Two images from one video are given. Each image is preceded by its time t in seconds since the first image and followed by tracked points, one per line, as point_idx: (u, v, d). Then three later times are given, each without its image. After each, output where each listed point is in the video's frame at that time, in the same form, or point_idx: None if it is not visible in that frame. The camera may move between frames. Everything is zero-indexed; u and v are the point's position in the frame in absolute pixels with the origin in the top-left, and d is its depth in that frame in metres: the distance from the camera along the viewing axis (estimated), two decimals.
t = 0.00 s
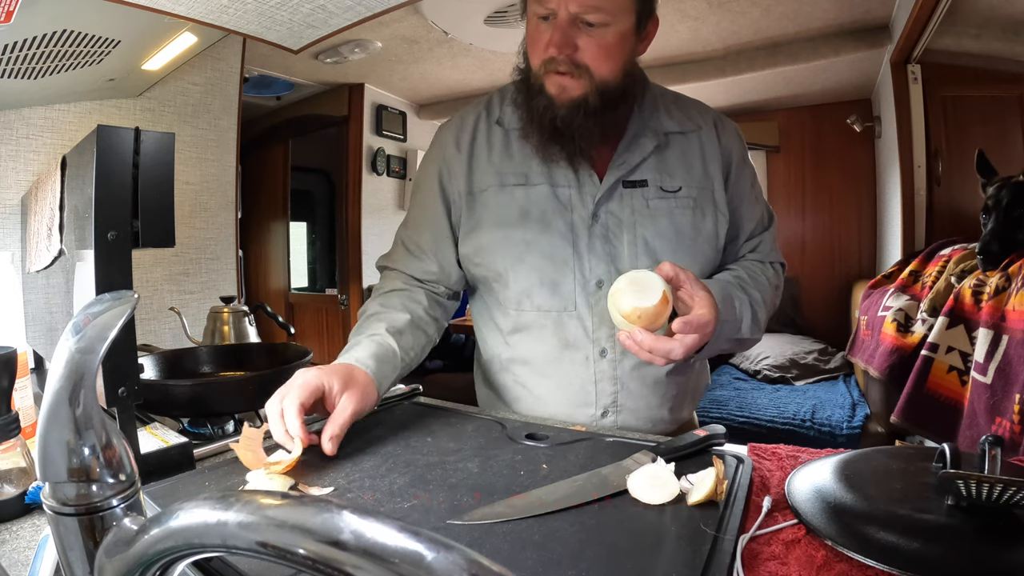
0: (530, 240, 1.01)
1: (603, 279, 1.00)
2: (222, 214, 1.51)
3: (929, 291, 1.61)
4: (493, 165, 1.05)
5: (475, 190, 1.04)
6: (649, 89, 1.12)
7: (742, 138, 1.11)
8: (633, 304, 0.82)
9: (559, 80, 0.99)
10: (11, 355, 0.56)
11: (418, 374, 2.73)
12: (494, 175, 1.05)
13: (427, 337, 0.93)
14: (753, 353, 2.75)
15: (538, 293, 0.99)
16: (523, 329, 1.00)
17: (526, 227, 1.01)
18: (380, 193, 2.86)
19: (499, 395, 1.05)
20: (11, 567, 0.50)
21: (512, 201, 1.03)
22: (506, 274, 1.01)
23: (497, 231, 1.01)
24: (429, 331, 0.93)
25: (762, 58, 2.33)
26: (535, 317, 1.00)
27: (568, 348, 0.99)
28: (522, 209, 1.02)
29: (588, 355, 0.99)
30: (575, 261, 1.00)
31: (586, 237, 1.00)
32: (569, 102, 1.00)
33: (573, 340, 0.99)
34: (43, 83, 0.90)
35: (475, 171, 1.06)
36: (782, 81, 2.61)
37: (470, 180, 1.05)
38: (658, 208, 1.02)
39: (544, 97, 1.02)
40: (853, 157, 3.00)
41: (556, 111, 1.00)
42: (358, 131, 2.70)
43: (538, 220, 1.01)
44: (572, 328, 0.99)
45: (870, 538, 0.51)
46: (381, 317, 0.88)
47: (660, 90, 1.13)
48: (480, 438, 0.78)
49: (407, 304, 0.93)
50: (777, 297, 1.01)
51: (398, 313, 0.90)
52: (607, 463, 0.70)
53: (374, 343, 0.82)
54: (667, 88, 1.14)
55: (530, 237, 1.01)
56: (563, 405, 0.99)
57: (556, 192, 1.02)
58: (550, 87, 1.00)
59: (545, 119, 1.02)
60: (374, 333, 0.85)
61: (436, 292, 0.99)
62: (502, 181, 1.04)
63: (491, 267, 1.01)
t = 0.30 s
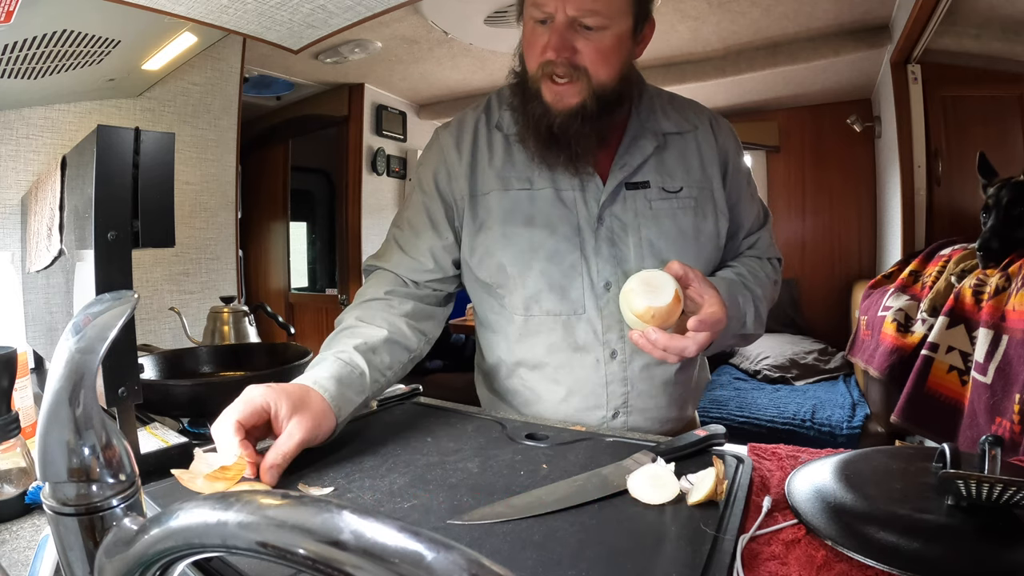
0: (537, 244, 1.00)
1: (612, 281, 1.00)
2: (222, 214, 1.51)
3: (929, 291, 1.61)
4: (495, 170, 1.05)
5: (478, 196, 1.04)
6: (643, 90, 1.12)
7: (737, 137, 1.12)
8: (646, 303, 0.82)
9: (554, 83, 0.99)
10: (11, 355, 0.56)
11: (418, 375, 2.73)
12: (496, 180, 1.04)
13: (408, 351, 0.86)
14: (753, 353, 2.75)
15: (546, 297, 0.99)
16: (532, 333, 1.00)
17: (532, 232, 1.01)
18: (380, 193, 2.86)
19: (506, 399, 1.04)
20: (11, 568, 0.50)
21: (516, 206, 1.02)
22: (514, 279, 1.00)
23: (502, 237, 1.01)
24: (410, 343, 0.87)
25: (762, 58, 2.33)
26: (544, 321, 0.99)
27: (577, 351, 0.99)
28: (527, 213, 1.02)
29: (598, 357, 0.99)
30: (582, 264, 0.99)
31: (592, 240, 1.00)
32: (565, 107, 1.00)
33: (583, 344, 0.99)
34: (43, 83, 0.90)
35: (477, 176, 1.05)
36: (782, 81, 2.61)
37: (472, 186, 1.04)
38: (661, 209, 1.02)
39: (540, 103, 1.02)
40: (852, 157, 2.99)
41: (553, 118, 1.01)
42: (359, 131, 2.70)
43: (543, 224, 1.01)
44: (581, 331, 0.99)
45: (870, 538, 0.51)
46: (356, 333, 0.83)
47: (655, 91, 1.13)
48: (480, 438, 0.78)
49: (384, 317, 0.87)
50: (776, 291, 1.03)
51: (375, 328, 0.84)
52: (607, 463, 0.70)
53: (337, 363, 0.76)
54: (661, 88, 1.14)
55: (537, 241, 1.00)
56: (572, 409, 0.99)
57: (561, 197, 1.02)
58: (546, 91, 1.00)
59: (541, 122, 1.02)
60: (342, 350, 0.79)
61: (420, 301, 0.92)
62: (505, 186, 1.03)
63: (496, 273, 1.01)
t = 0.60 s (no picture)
0: (542, 244, 1.00)
1: (616, 282, 0.99)
2: (222, 214, 1.51)
3: (929, 291, 1.61)
4: (500, 169, 1.04)
5: (484, 194, 1.03)
6: (649, 92, 1.11)
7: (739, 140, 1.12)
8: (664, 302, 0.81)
9: (565, 85, 0.99)
10: (11, 355, 0.56)
11: (418, 374, 2.73)
12: (502, 179, 1.04)
13: (417, 352, 0.86)
14: (753, 353, 2.75)
15: (552, 297, 0.99)
16: (537, 333, 1.00)
17: (538, 231, 1.01)
18: (380, 193, 2.86)
19: (507, 400, 1.04)
20: (11, 567, 0.50)
21: (522, 205, 1.02)
22: (519, 279, 1.00)
23: (507, 236, 1.01)
24: (419, 344, 0.86)
25: (762, 57, 2.32)
26: (549, 321, 0.99)
27: (582, 352, 0.99)
28: (533, 214, 1.02)
29: (601, 357, 0.99)
30: (587, 265, 0.99)
31: (597, 241, 1.00)
32: (575, 108, 1.00)
33: (587, 345, 0.99)
34: (43, 83, 0.90)
35: (482, 176, 1.04)
36: (782, 81, 2.61)
37: (478, 185, 1.04)
38: (666, 211, 1.02)
39: (549, 101, 1.02)
40: (852, 157, 2.99)
41: (563, 116, 1.00)
42: (359, 131, 2.70)
43: (549, 224, 1.01)
44: (586, 332, 0.99)
45: (870, 538, 0.51)
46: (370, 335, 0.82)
47: (659, 93, 1.13)
48: (480, 438, 0.78)
49: (394, 318, 0.85)
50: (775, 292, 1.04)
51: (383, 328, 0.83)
52: (607, 463, 0.70)
53: (359, 368, 0.75)
54: (665, 90, 1.14)
55: (543, 242, 1.00)
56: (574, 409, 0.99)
57: (567, 198, 1.02)
58: (557, 92, 1.00)
59: (550, 122, 1.01)
60: (361, 354, 0.78)
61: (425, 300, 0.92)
62: (511, 185, 1.03)
63: (500, 272, 1.01)
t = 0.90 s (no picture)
0: (544, 243, 1.00)
1: (617, 281, 1.00)
2: (222, 215, 1.51)
3: (929, 291, 1.62)
4: (504, 167, 1.04)
5: (488, 192, 1.03)
6: (654, 94, 1.11)
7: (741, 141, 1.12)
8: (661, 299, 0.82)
9: (577, 89, 0.99)
10: (11, 355, 0.56)
11: (418, 374, 2.73)
12: (505, 177, 1.03)
13: (415, 348, 0.84)
14: (753, 353, 2.75)
15: (553, 295, 0.99)
16: (539, 330, 1.00)
17: (540, 230, 1.01)
18: (380, 193, 2.86)
19: (508, 398, 1.04)
20: (11, 567, 0.50)
21: (525, 203, 1.02)
22: (522, 276, 1.00)
23: (509, 234, 1.01)
24: (416, 340, 0.84)
25: (762, 57, 2.32)
26: (549, 319, 0.99)
27: (583, 350, 0.99)
28: (536, 212, 1.02)
29: (602, 356, 0.99)
30: (588, 263, 0.99)
31: (599, 240, 1.00)
32: (588, 111, 1.00)
33: (587, 343, 0.99)
34: (43, 83, 0.90)
35: (487, 173, 1.04)
36: (782, 81, 2.61)
37: (482, 182, 1.03)
38: (668, 211, 1.02)
39: (560, 104, 1.01)
40: (852, 156, 2.99)
41: (574, 121, 1.00)
42: (359, 131, 2.70)
43: (551, 223, 1.01)
44: (587, 330, 0.99)
45: (870, 538, 0.51)
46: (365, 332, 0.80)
47: (663, 94, 1.12)
48: (480, 438, 0.78)
49: (391, 314, 0.84)
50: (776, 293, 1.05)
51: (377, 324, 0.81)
52: (607, 463, 0.71)
53: (345, 363, 0.73)
54: (668, 92, 1.14)
55: (546, 240, 1.00)
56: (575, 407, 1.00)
57: (570, 197, 1.02)
58: (568, 96, 1.00)
59: (561, 125, 1.01)
60: (349, 350, 0.76)
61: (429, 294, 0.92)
62: (514, 183, 1.03)
63: (502, 269, 1.01)
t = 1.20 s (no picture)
0: (547, 240, 1.00)
1: (618, 279, 0.99)
2: (222, 214, 1.51)
3: (929, 291, 1.62)
4: (508, 165, 1.03)
5: (493, 189, 1.02)
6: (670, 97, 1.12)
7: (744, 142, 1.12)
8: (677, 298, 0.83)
9: (604, 87, 0.99)
10: (11, 355, 0.56)
11: (417, 375, 2.74)
12: (509, 174, 1.02)
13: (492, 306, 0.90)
14: (753, 353, 2.75)
15: (554, 293, 0.99)
16: (540, 327, 1.00)
17: (543, 228, 1.00)
18: (380, 193, 2.86)
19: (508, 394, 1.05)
20: (11, 567, 0.50)
21: (527, 200, 1.01)
22: (525, 274, 0.99)
23: (512, 231, 1.00)
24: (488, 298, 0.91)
25: (762, 57, 2.32)
26: (549, 316, 1.00)
27: (581, 347, 1.00)
28: (539, 210, 1.01)
29: (601, 353, 1.00)
30: (589, 262, 0.99)
31: (601, 238, 1.00)
32: (615, 109, 1.01)
33: (586, 341, 1.00)
34: (43, 83, 0.90)
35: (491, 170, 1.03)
36: (782, 81, 2.61)
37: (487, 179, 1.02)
38: (670, 210, 1.02)
39: (582, 106, 1.02)
40: (853, 156, 2.99)
41: (600, 119, 1.01)
42: (358, 131, 2.70)
43: (553, 221, 1.01)
44: (587, 328, 0.99)
45: (870, 538, 0.51)
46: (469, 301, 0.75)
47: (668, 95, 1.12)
48: (480, 438, 0.78)
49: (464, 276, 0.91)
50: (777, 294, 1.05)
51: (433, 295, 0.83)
52: (608, 463, 0.71)
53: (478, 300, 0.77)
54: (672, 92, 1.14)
55: (548, 238, 1.00)
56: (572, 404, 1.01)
57: (572, 195, 1.02)
58: (595, 95, 1.00)
59: (587, 124, 1.02)
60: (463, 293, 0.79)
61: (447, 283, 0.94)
62: (518, 179, 1.02)
63: (505, 266, 1.00)
